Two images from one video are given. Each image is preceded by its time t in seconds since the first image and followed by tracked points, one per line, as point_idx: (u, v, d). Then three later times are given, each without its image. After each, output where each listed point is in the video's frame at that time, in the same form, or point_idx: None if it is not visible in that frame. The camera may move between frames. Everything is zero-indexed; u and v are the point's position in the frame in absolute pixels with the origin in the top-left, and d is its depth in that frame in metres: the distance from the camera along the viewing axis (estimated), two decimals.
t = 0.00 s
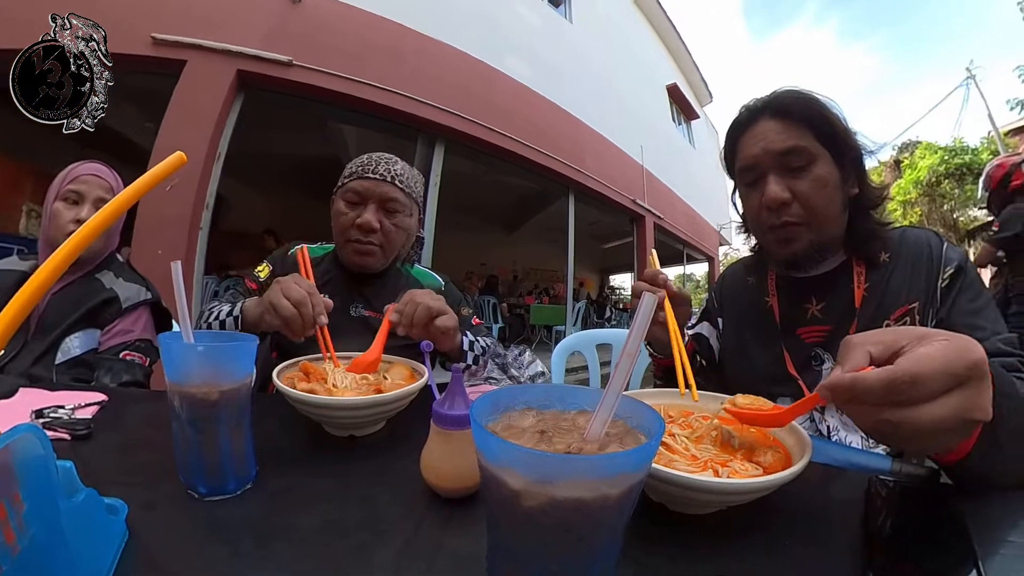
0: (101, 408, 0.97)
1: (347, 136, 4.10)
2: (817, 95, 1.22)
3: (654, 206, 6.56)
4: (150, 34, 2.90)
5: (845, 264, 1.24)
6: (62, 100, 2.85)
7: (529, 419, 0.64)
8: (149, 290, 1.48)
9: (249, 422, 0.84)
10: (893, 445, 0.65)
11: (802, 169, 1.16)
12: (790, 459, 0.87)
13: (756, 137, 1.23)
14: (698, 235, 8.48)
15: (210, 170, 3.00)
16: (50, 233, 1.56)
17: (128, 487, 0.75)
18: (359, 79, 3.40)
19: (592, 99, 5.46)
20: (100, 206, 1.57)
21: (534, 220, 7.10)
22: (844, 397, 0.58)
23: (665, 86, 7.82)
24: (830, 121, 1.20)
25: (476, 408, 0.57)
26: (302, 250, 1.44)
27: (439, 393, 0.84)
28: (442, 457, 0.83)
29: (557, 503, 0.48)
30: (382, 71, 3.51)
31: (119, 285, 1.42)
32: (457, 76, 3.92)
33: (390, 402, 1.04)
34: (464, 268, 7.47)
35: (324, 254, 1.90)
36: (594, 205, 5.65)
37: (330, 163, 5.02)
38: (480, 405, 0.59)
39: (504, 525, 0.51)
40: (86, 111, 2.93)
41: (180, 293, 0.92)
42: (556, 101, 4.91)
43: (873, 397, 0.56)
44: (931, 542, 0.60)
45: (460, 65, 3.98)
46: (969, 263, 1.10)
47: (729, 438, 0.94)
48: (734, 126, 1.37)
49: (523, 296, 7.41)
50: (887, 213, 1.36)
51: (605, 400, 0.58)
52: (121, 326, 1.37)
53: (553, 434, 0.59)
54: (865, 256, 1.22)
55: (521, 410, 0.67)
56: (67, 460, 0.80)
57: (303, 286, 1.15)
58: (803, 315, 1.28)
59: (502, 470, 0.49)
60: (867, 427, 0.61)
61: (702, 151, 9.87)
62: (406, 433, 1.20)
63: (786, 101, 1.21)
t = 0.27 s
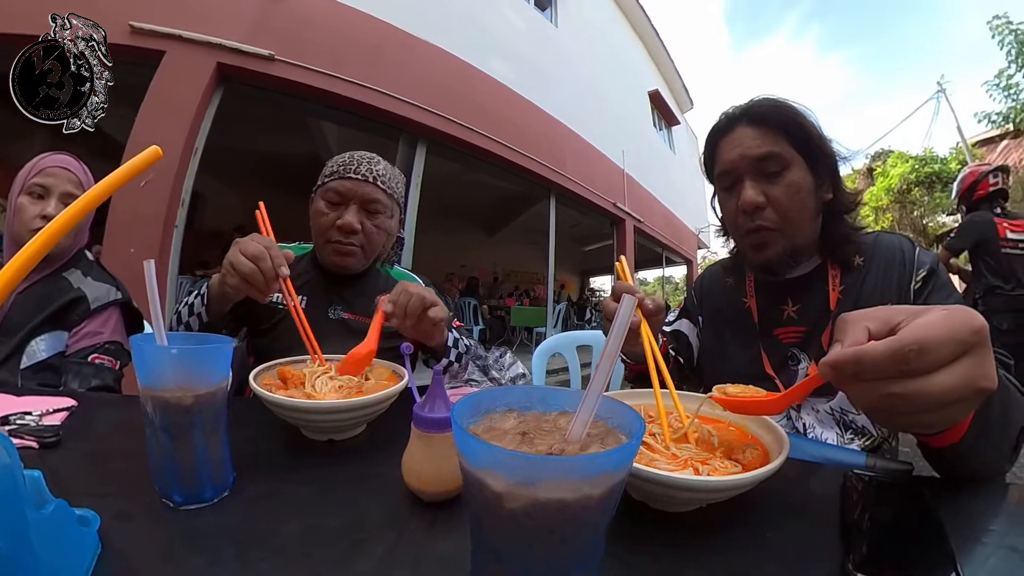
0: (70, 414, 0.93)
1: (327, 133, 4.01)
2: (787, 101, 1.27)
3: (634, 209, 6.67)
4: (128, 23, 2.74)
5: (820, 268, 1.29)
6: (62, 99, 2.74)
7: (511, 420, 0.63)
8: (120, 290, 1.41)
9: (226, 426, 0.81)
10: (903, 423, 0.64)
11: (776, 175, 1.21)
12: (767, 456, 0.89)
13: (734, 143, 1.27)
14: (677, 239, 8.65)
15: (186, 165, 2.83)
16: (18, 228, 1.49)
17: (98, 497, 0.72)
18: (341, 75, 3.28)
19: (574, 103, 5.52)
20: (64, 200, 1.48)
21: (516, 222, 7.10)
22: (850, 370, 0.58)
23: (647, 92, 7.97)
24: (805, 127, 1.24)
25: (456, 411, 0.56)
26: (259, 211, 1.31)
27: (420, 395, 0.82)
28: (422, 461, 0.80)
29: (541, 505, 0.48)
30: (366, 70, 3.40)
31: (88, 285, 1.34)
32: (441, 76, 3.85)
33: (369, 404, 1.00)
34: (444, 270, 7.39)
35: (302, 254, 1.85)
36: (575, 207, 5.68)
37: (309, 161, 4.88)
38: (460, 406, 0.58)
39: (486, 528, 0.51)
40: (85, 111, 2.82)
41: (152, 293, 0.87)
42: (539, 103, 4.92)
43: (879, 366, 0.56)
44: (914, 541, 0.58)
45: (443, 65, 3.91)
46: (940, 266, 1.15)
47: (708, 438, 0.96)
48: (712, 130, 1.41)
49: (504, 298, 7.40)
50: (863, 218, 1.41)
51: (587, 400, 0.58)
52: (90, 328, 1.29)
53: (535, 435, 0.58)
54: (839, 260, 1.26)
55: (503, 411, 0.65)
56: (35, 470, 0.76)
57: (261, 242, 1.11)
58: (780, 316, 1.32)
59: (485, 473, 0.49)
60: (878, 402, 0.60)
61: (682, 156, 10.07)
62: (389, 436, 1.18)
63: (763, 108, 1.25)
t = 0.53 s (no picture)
0: (35, 421, 0.88)
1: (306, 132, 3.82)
2: (768, 107, 1.33)
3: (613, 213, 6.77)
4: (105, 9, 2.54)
5: (797, 271, 1.34)
6: (62, 100, 2.55)
7: (491, 422, 0.61)
8: (87, 290, 1.33)
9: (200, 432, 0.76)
10: (888, 424, 0.67)
11: (760, 179, 1.26)
12: (744, 455, 0.91)
13: (719, 146, 1.32)
14: (654, 242, 8.82)
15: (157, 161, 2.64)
16: None
17: (65, 508, 0.67)
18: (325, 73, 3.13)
19: (556, 107, 5.57)
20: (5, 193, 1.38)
21: (496, 223, 7.09)
22: (837, 374, 0.61)
23: (628, 98, 8.11)
24: (788, 133, 1.30)
25: (435, 416, 0.55)
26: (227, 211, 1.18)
27: (398, 399, 0.77)
28: (402, 464, 0.77)
29: (523, 507, 0.47)
30: (349, 67, 3.26)
31: (52, 284, 1.26)
32: (423, 75, 3.74)
33: (349, 408, 0.95)
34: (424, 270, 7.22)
35: (277, 253, 1.80)
36: (555, 210, 5.70)
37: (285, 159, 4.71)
38: (439, 411, 0.56)
39: (468, 531, 0.50)
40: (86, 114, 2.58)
41: (122, 294, 0.83)
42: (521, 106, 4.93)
43: (867, 368, 0.59)
44: (888, 538, 0.61)
45: (428, 65, 3.82)
46: (912, 272, 1.21)
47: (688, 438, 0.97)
48: (697, 133, 1.45)
49: (482, 300, 7.36)
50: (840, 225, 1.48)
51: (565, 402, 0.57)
52: (54, 331, 1.21)
53: (515, 437, 0.57)
54: (816, 264, 1.32)
55: (482, 414, 0.63)
56: None
57: (224, 261, 1.02)
58: (758, 316, 1.37)
59: (466, 476, 0.48)
60: (867, 403, 0.63)
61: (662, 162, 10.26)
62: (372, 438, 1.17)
63: (748, 114, 1.30)
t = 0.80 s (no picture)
0: None
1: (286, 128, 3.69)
2: (752, 110, 1.37)
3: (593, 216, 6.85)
4: None
5: (780, 275, 1.39)
6: (61, 100, 2.36)
7: (471, 424, 0.56)
8: (52, 292, 1.24)
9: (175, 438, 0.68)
10: (862, 451, 0.71)
11: (744, 185, 1.30)
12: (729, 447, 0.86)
13: (706, 150, 1.35)
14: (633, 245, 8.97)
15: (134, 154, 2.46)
16: None
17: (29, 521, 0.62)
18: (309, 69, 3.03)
19: (538, 111, 5.60)
20: None
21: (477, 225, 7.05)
22: (820, 403, 0.63)
23: (611, 103, 8.24)
24: (773, 138, 1.34)
25: (415, 415, 0.49)
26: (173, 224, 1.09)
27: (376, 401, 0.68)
28: (385, 469, 0.68)
29: (505, 510, 0.42)
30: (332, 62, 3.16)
31: (14, 285, 1.17)
32: (407, 75, 3.70)
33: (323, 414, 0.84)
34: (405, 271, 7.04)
35: (253, 251, 1.74)
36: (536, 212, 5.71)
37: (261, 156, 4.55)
38: (420, 410, 0.50)
39: (448, 535, 0.44)
40: (89, 113, 2.38)
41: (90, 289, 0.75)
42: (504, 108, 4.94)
43: (847, 399, 0.62)
44: (866, 533, 0.64)
45: (410, 63, 3.76)
46: (890, 278, 1.27)
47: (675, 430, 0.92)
48: (683, 136, 1.49)
49: (462, 302, 7.30)
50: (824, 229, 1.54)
51: (547, 399, 0.52)
52: (15, 335, 1.13)
53: (496, 439, 0.51)
54: (798, 268, 1.36)
55: (464, 415, 0.57)
56: None
57: (188, 302, 0.97)
58: (739, 318, 1.41)
59: (445, 479, 0.43)
60: (844, 431, 0.66)
61: (642, 167, 10.45)
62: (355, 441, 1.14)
63: (735, 118, 1.35)
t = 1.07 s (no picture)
0: None
1: (269, 124, 3.60)
2: (744, 115, 1.41)
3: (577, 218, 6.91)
4: None
5: (764, 277, 1.43)
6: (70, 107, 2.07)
7: (455, 427, 0.54)
8: (20, 293, 1.19)
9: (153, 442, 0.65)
10: (841, 452, 0.73)
11: (734, 188, 1.33)
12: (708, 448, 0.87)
13: (698, 151, 1.37)
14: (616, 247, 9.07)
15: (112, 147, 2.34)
16: None
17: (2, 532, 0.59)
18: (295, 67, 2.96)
19: (525, 113, 5.63)
20: None
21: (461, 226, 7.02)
22: (802, 405, 0.65)
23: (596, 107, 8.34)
24: (761, 143, 1.39)
25: (395, 419, 0.47)
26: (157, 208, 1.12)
27: (360, 404, 0.66)
28: (366, 475, 0.65)
29: (490, 512, 0.40)
30: (317, 59, 3.11)
31: None
32: (396, 76, 3.70)
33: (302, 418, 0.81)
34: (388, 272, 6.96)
35: (234, 251, 1.71)
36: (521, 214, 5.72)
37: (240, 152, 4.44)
38: (403, 413, 0.49)
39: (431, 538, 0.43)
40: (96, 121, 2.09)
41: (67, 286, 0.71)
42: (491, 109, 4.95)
43: (826, 401, 0.64)
44: (844, 528, 0.66)
45: (396, 62, 3.74)
46: (870, 282, 1.33)
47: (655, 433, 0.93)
48: (675, 136, 1.51)
49: (446, 303, 7.24)
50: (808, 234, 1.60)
51: (531, 401, 0.51)
52: None
53: (479, 441, 0.50)
54: (782, 270, 1.41)
55: (446, 419, 0.56)
56: None
57: (171, 266, 0.95)
58: (723, 320, 1.45)
59: (428, 482, 0.41)
60: (823, 432, 0.69)
61: (626, 170, 10.59)
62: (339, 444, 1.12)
63: (725, 121, 1.38)
